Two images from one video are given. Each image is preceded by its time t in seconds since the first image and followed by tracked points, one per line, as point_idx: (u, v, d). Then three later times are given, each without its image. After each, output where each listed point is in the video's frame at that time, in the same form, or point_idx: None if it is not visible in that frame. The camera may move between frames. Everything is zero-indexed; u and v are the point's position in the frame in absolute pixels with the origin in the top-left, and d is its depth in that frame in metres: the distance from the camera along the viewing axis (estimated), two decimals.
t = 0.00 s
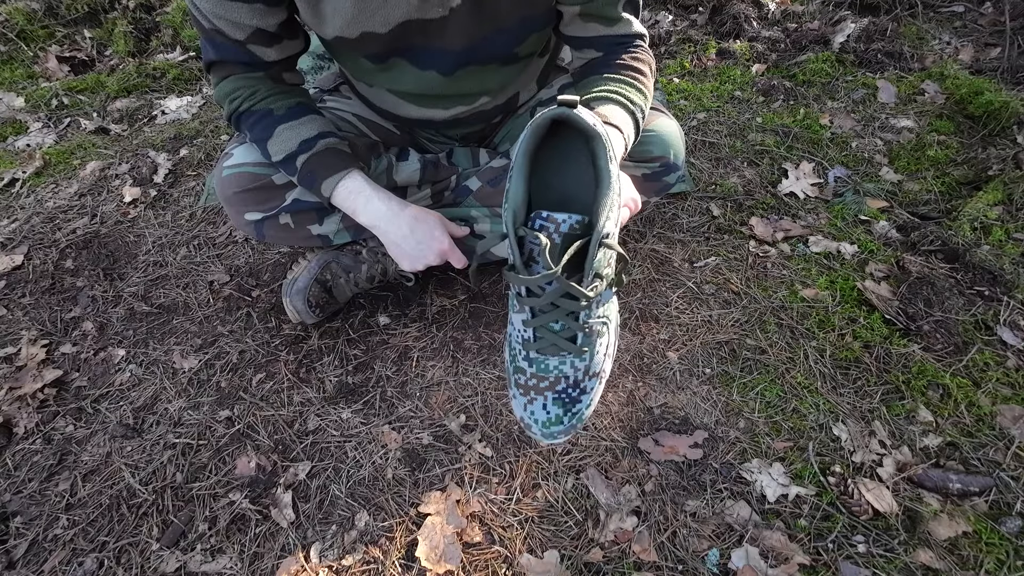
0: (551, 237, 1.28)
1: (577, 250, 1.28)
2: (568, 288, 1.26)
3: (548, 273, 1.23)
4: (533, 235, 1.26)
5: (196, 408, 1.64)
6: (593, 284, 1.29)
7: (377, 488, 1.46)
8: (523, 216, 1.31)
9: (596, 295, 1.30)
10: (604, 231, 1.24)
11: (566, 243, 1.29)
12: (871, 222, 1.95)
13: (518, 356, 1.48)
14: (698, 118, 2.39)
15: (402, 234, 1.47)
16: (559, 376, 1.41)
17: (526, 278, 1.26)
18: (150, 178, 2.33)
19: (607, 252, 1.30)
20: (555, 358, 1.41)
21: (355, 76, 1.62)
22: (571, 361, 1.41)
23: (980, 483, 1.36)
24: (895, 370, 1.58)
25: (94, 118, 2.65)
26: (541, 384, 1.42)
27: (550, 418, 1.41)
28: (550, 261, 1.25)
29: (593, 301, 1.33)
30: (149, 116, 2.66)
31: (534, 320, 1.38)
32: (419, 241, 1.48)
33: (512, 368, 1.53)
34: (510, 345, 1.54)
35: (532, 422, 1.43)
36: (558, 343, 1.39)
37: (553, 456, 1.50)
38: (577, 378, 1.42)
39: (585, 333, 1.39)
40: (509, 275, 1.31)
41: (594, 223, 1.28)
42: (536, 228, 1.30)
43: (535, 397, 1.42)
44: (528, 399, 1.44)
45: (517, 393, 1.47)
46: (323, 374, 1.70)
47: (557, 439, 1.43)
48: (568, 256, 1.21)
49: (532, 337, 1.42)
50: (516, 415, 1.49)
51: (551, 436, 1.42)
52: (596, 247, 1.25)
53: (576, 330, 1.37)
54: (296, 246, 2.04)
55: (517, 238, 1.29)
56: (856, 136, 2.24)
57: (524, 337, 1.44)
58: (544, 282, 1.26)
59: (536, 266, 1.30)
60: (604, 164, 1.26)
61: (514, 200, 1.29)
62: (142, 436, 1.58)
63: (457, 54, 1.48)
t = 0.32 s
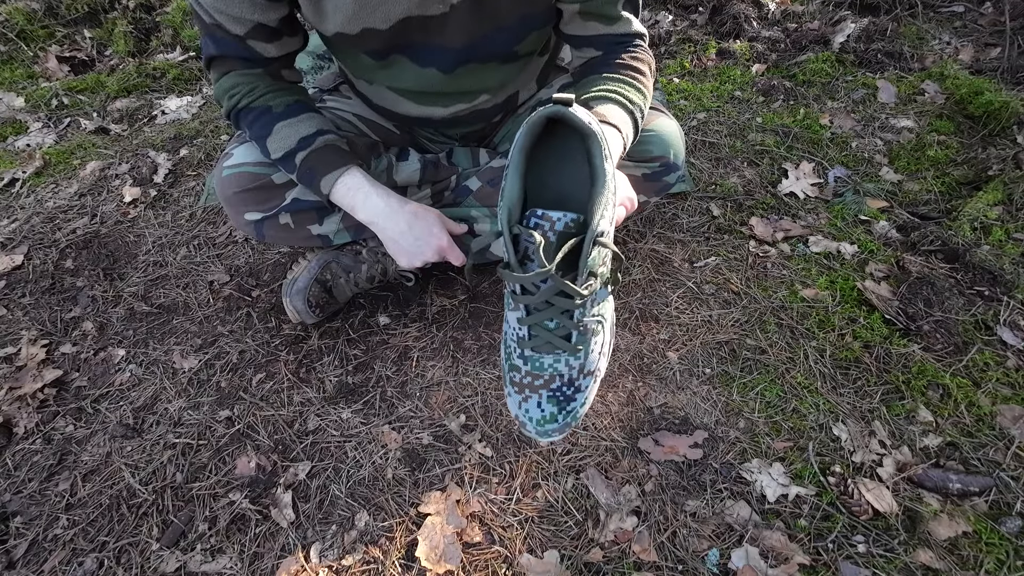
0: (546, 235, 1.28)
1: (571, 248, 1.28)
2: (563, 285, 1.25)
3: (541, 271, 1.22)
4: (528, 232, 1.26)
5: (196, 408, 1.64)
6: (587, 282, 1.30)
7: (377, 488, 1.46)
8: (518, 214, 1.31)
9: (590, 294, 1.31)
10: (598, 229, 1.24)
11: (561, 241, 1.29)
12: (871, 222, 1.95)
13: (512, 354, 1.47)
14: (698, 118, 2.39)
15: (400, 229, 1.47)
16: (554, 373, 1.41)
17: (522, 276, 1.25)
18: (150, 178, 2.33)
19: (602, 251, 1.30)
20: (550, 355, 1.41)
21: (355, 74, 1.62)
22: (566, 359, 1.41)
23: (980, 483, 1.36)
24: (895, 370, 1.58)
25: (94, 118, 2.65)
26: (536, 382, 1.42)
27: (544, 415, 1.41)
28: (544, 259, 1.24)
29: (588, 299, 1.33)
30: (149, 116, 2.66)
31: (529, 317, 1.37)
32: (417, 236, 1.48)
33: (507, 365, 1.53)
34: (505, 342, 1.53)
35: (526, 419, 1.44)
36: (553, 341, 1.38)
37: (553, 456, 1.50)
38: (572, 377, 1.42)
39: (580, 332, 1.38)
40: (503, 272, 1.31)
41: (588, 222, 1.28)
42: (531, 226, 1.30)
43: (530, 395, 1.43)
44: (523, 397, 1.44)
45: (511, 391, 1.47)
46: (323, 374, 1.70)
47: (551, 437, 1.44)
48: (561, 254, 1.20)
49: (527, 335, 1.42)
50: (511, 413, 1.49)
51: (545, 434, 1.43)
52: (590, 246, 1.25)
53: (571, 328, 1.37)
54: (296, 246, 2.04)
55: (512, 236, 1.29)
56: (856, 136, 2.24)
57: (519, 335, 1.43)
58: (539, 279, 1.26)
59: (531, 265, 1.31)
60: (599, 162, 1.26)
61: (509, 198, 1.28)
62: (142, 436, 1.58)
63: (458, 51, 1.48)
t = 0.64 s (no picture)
0: (538, 231, 1.26)
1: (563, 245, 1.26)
2: (552, 281, 1.25)
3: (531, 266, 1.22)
4: (519, 227, 1.24)
5: (196, 408, 1.64)
6: (577, 279, 1.29)
7: (377, 488, 1.46)
8: (511, 209, 1.30)
9: (579, 291, 1.31)
10: (590, 225, 1.23)
11: (553, 237, 1.27)
12: (871, 222, 1.95)
13: (502, 349, 1.47)
14: (697, 118, 2.39)
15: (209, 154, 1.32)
16: (543, 369, 1.41)
17: (511, 270, 1.26)
18: (150, 178, 2.33)
19: (593, 249, 1.28)
20: (538, 351, 1.41)
21: (354, 60, 1.61)
22: (554, 355, 1.41)
23: (980, 483, 1.36)
24: (895, 370, 1.58)
25: (94, 118, 2.65)
26: (524, 377, 1.42)
27: (531, 411, 1.42)
28: (535, 254, 1.24)
29: (578, 296, 1.32)
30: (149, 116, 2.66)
31: (519, 313, 1.36)
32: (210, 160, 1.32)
33: (496, 359, 1.53)
34: (496, 337, 1.53)
35: (514, 414, 1.44)
36: (542, 337, 1.37)
37: (553, 456, 1.50)
38: (560, 372, 1.42)
39: (569, 329, 1.38)
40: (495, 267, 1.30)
41: (581, 219, 1.26)
42: (523, 221, 1.28)
43: (518, 390, 1.43)
44: (511, 391, 1.44)
45: (500, 385, 1.48)
46: (323, 374, 1.70)
47: (537, 432, 1.44)
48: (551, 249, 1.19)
49: (517, 330, 1.41)
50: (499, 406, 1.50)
51: (532, 429, 1.43)
52: (582, 243, 1.23)
53: (560, 325, 1.36)
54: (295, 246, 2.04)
55: (504, 231, 1.27)
56: (856, 136, 2.24)
57: (509, 330, 1.43)
58: (528, 275, 1.26)
59: (521, 260, 1.29)
60: (593, 159, 1.25)
61: (503, 192, 1.28)
62: (142, 436, 1.58)
63: (459, 36, 1.48)
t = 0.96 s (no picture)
0: (541, 243, 1.27)
1: (566, 257, 1.27)
2: (556, 293, 1.26)
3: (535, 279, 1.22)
4: (523, 240, 1.25)
5: (196, 408, 1.64)
6: (580, 290, 1.29)
7: (377, 488, 1.46)
8: (513, 222, 1.30)
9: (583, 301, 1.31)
10: (592, 238, 1.23)
11: (555, 249, 1.28)
12: (871, 222, 1.95)
13: (506, 355, 1.47)
14: (697, 118, 2.39)
15: None
16: (547, 375, 1.41)
17: (516, 283, 1.26)
18: (150, 178, 2.33)
19: (595, 260, 1.29)
20: (542, 358, 1.41)
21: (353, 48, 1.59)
22: (558, 361, 1.41)
23: (980, 483, 1.36)
24: (895, 370, 1.58)
25: (94, 118, 2.65)
26: (528, 383, 1.42)
27: (536, 415, 1.42)
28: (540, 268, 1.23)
29: (581, 305, 1.32)
30: (149, 116, 2.66)
31: (523, 321, 1.37)
32: None
33: (501, 366, 1.53)
34: (500, 344, 1.53)
35: (519, 418, 1.44)
36: (546, 344, 1.37)
37: (553, 456, 1.50)
38: (564, 378, 1.42)
39: (573, 336, 1.38)
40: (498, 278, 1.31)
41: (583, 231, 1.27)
42: (526, 233, 1.29)
43: (523, 395, 1.43)
44: (516, 397, 1.44)
45: (506, 390, 1.47)
46: (323, 374, 1.70)
47: (542, 435, 1.45)
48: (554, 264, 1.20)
49: (520, 338, 1.41)
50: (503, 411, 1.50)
51: (537, 432, 1.44)
52: (584, 255, 1.24)
53: (564, 333, 1.36)
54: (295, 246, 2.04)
55: (507, 243, 1.28)
56: (856, 136, 2.24)
57: (513, 338, 1.43)
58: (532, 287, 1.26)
59: (525, 271, 1.30)
60: (595, 172, 1.25)
61: (506, 205, 1.27)
62: (142, 436, 1.58)
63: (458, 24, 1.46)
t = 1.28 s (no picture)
0: (555, 242, 1.27)
1: (582, 255, 1.26)
2: (572, 292, 1.26)
3: (552, 279, 1.22)
4: (537, 239, 1.25)
5: (196, 408, 1.64)
6: (596, 289, 1.30)
7: (377, 488, 1.47)
8: (527, 221, 1.30)
9: (598, 301, 1.31)
10: (607, 236, 1.24)
11: (570, 248, 1.28)
12: (871, 222, 1.95)
13: (520, 357, 1.47)
14: (697, 118, 2.39)
15: None
16: (562, 377, 1.41)
17: (531, 283, 1.26)
18: (150, 178, 2.33)
19: (610, 258, 1.29)
20: (557, 359, 1.41)
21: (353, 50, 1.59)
22: (573, 363, 1.41)
23: (980, 483, 1.36)
24: (895, 370, 1.58)
25: (94, 118, 2.65)
26: (544, 385, 1.42)
27: (553, 418, 1.42)
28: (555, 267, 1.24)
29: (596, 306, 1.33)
30: (149, 116, 2.66)
31: (538, 323, 1.36)
32: None
33: (514, 368, 1.53)
34: (513, 346, 1.53)
35: (535, 422, 1.44)
36: (561, 345, 1.38)
37: (554, 456, 1.50)
38: (579, 380, 1.43)
39: (588, 337, 1.39)
40: (513, 279, 1.30)
41: (597, 229, 1.27)
42: (540, 233, 1.29)
43: (538, 398, 1.43)
44: (530, 400, 1.44)
45: (520, 394, 1.48)
46: (323, 374, 1.70)
47: (559, 439, 1.44)
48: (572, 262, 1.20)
49: (535, 340, 1.41)
50: (519, 416, 1.50)
51: (553, 436, 1.43)
52: (600, 253, 1.24)
53: (579, 333, 1.37)
54: (295, 246, 2.04)
55: (522, 243, 1.28)
56: (856, 136, 2.24)
57: (527, 339, 1.43)
58: (548, 287, 1.26)
59: (540, 272, 1.30)
60: (608, 169, 1.26)
61: (519, 205, 1.27)
62: (142, 436, 1.58)
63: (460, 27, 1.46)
